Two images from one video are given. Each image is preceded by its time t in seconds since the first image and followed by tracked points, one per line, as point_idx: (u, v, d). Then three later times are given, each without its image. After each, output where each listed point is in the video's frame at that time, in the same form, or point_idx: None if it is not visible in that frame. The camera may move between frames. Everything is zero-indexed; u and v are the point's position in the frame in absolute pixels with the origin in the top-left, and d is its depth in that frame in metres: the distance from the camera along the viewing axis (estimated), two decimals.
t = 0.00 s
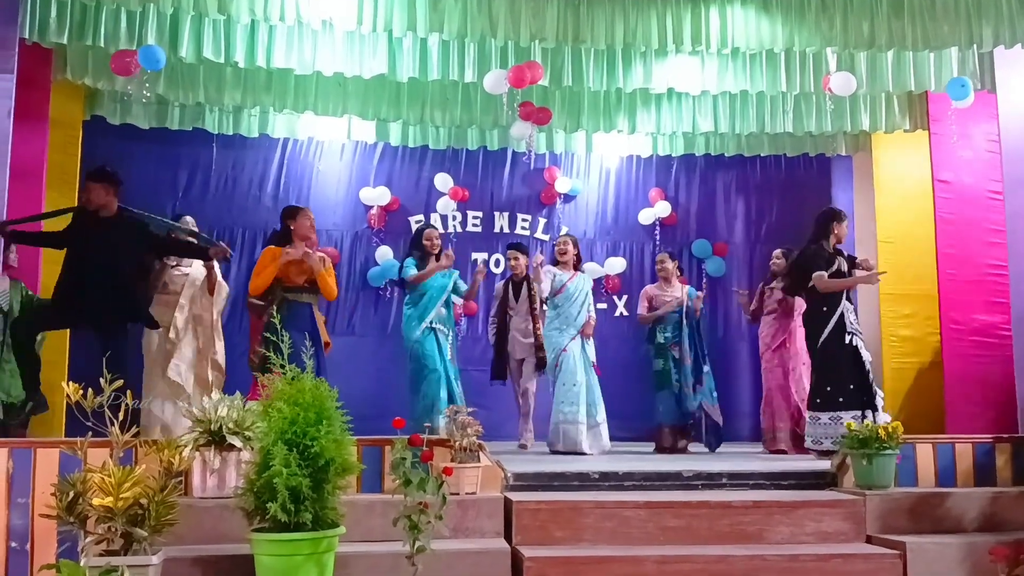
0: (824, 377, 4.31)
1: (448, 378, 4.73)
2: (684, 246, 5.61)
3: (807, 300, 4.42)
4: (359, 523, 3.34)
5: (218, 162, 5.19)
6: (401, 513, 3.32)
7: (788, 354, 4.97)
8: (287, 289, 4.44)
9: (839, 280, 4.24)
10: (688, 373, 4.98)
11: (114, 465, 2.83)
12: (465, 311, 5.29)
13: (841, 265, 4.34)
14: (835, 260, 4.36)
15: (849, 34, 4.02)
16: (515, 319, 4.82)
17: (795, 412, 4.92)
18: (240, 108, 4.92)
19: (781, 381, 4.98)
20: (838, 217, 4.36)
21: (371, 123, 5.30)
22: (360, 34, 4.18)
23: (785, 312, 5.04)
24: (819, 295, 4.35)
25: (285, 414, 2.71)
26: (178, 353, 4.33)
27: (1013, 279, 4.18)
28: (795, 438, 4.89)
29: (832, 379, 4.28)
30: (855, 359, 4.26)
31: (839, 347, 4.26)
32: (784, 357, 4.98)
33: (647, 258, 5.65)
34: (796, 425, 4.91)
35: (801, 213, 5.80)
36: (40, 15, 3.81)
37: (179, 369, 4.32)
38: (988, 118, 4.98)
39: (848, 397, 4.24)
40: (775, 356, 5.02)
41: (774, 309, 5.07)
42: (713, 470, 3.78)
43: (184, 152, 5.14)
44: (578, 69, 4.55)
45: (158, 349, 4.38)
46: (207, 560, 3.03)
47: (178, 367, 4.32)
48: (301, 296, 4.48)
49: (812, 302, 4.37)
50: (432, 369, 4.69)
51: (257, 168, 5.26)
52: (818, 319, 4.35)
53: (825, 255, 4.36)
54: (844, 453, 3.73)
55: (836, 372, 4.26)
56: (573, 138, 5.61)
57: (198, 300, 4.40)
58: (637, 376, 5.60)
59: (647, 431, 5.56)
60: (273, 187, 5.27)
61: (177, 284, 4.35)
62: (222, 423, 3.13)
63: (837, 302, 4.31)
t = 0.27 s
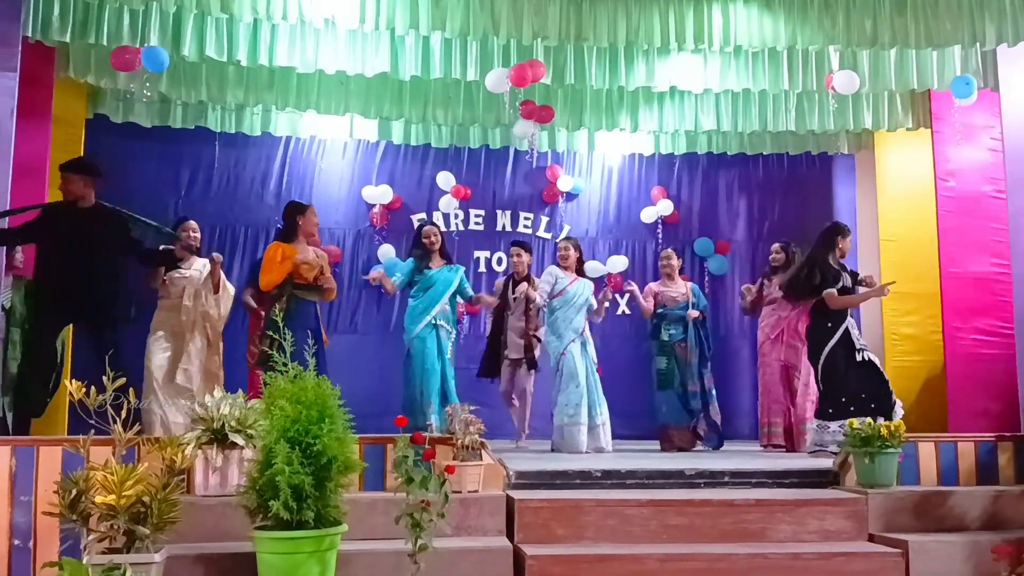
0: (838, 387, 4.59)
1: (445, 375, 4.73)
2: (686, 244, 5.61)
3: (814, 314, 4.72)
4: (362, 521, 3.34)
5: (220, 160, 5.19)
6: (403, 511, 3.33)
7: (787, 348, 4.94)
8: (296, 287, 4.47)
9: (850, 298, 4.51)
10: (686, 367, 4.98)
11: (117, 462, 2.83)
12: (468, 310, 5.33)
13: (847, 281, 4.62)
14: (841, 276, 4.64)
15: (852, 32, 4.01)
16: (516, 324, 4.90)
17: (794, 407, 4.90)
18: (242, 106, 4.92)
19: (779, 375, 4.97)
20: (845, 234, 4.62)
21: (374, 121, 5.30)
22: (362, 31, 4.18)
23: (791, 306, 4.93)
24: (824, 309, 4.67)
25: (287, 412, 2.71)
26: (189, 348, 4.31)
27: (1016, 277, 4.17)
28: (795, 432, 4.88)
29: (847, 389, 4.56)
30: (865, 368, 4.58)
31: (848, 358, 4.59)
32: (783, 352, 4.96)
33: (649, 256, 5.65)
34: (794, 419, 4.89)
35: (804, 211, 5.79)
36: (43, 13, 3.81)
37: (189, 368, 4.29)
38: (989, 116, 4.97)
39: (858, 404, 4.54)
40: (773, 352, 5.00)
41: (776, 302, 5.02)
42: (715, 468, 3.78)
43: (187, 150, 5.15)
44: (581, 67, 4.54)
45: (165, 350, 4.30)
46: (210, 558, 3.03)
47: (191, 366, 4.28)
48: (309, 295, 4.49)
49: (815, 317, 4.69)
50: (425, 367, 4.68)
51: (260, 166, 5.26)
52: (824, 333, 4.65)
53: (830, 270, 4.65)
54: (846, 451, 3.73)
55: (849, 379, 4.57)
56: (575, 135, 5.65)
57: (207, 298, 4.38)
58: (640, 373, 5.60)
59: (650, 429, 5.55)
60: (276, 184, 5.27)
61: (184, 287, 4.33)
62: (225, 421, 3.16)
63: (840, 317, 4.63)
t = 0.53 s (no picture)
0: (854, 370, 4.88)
1: (439, 370, 4.71)
2: (684, 238, 5.61)
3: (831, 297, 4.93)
4: (359, 514, 3.34)
5: (218, 154, 5.19)
6: (400, 504, 3.33)
7: (786, 341, 4.95)
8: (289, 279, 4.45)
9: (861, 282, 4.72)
10: (683, 365, 4.98)
11: (113, 456, 2.83)
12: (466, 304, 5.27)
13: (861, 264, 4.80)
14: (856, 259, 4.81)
15: (850, 28, 4.00)
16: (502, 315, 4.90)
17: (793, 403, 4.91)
18: (239, 100, 4.92)
19: (778, 370, 4.97)
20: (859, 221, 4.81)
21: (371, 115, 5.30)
22: (360, 25, 4.18)
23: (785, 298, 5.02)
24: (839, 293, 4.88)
25: (284, 406, 2.71)
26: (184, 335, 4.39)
27: (1013, 272, 4.17)
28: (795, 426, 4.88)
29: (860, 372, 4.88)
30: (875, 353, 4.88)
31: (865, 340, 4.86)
32: (782, 345, 4.96)
33: (647, 251, 5.66)
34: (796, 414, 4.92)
35: (801, 206, 5.78)
36: (41, 8, 3.81)
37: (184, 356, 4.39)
38: (988, 109, 5.00)
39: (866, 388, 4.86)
40: (771, 347, 5.00)
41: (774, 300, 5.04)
42: (712, 463, 3.78)
43: (184, 144, 5.14)
44: (579, 61, 4.53)
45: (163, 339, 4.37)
46: (207, 550, 3.03)
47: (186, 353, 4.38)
48: (302, 286, 4.48)
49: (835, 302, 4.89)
50: (419, 362, 4.66)
51: (257, 160, 5.26)
52: (842, 314, 4.88)
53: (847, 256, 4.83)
54: (841, 445, 3.74)
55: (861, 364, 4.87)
56: (573, 130, 5.62)
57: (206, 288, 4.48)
58: (637, 368, 5.60)
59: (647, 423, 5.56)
60: (273, 178, 5.27)
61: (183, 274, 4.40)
62: (221, 414, 3.17)
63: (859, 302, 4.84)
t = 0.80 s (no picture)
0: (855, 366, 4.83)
1: (433, 365, 4.66)
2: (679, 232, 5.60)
3: (840, 291, 4.82)
4: (353, 508, 3.34)
5: (210, 147, 5.17)
6: (394, 498, 3.33)
7: (785, 336, 4.98)
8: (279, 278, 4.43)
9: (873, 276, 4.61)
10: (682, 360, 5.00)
11: (106, 449, 2.82)
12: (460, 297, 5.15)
13: (873, 259, 4.68)
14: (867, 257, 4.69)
15: (844, 21, 4.01)
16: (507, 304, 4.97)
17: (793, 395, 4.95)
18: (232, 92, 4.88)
19: (778, 364, 5.00)
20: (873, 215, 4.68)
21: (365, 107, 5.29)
22: (353, 17, 4.16)
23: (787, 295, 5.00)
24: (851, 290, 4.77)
25: (278, 399, 2.71)
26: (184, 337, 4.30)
27: (1007, 265, 4.17)
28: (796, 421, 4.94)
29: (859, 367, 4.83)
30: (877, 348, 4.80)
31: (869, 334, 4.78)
32: (781, 340, 4.99)
33: (641, 245, 5.64)
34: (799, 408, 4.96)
35: (796, 199, 5.78)
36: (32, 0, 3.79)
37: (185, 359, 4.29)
38: (980, 103, 4.99)
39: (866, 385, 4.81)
40: (772, 342, 5.01)
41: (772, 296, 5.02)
42: (705, 455, 3.79)
43: (178, 137, 5.12)
44: (573, 54, 4.51)
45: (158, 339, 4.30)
46: (200, 544, 3.02)
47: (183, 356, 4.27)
48: (292, 283, 4.43)
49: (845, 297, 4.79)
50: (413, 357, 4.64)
51: (250, 153, 5.24)
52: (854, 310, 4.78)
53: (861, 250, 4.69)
54: (835, 437, 3.75)
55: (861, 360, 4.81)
56: (567, 122, 5.62)
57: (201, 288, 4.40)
58: (631, 361, 5.60)
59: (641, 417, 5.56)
60: (266, 171, 5.25)
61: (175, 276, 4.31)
62: (215, 408, 3.16)
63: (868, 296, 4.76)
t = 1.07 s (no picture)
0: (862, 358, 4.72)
1: (429, 354, 4.70)
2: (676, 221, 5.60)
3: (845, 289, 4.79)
4: (350, 497, 3.34)
5: (205, 138, 5.15)
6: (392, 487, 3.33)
7: (781, 324, 4.98)
8: (280, 263, 4.54)
9: (868, 270, 4.62)
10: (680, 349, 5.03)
11: (104, 441, 2.82)
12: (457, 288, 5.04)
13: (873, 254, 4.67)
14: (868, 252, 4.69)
15: (841, 9, 4.01)
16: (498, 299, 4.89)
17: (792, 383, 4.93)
18: (227, 83, 4.86)
19: (774, 352, 4.98)
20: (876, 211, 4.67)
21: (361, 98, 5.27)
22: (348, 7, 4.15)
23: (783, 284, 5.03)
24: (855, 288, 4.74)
25: (275, 390, 2.70)
26: (177, 321, 4.47)
27: (1004, 252, 4.17)
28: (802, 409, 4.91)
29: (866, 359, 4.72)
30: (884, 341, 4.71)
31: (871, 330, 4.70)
32: (777, 328, 4.99)
33: (637, 234, 5.65)
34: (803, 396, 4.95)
35: (793, 189, 5.78)
36: None
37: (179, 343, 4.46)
38: (978, 89, 4.99)
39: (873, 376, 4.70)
40: (767, 329, 5.01)
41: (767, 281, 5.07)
42: (703, 444, 3.79)
43: (173, 127, 5.10)
44: (570, 44, 4.51)
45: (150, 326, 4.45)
46: (198, 535, 3.01)
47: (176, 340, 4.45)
48: (294, 271, 4.54)
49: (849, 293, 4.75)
50: (409, 344, 4.64)
51: (246, 144, 5.22)
52: (858, 305, 4.71)
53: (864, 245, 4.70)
54: (832, 425, 3.75)
55: (868, 352, 4.71)
56: (564, 113, 5.60)
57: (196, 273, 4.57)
58: (628, 350, 5.61)
59: (639, 406, 5.57)
60: (262, 162, 5.23)
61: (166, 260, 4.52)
62: (212, 399, 3.16)
63: (874, 291, 4.69)
